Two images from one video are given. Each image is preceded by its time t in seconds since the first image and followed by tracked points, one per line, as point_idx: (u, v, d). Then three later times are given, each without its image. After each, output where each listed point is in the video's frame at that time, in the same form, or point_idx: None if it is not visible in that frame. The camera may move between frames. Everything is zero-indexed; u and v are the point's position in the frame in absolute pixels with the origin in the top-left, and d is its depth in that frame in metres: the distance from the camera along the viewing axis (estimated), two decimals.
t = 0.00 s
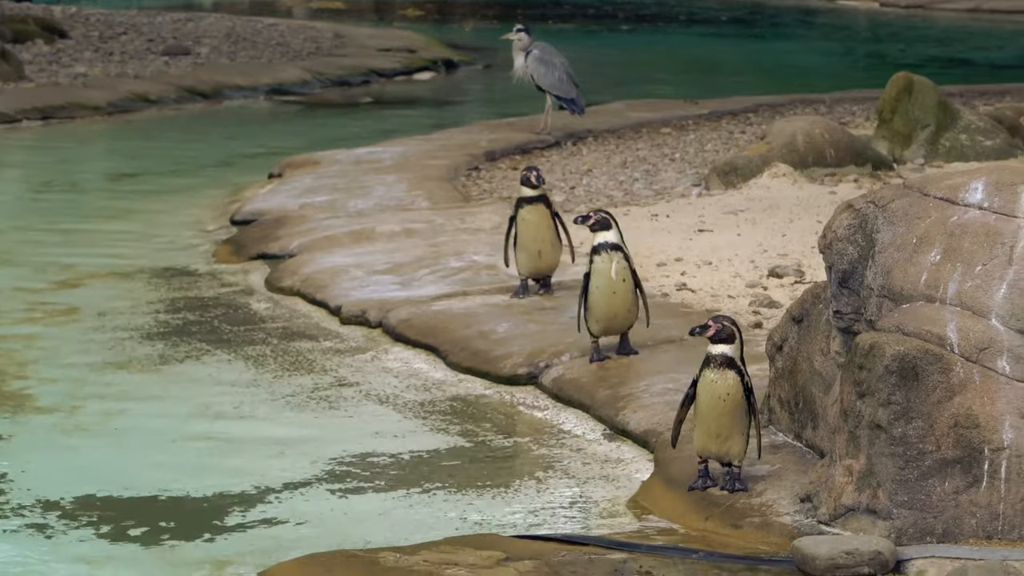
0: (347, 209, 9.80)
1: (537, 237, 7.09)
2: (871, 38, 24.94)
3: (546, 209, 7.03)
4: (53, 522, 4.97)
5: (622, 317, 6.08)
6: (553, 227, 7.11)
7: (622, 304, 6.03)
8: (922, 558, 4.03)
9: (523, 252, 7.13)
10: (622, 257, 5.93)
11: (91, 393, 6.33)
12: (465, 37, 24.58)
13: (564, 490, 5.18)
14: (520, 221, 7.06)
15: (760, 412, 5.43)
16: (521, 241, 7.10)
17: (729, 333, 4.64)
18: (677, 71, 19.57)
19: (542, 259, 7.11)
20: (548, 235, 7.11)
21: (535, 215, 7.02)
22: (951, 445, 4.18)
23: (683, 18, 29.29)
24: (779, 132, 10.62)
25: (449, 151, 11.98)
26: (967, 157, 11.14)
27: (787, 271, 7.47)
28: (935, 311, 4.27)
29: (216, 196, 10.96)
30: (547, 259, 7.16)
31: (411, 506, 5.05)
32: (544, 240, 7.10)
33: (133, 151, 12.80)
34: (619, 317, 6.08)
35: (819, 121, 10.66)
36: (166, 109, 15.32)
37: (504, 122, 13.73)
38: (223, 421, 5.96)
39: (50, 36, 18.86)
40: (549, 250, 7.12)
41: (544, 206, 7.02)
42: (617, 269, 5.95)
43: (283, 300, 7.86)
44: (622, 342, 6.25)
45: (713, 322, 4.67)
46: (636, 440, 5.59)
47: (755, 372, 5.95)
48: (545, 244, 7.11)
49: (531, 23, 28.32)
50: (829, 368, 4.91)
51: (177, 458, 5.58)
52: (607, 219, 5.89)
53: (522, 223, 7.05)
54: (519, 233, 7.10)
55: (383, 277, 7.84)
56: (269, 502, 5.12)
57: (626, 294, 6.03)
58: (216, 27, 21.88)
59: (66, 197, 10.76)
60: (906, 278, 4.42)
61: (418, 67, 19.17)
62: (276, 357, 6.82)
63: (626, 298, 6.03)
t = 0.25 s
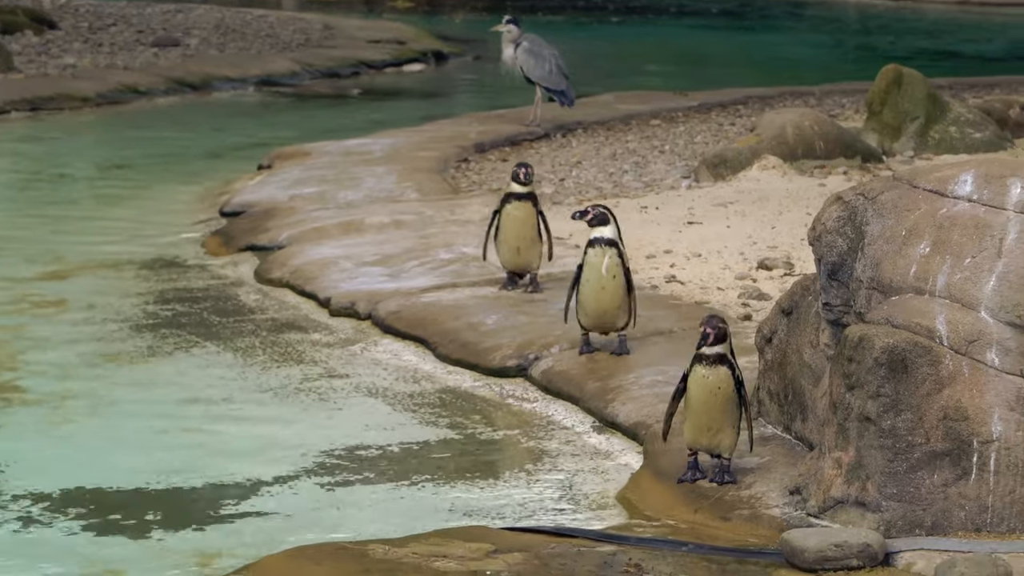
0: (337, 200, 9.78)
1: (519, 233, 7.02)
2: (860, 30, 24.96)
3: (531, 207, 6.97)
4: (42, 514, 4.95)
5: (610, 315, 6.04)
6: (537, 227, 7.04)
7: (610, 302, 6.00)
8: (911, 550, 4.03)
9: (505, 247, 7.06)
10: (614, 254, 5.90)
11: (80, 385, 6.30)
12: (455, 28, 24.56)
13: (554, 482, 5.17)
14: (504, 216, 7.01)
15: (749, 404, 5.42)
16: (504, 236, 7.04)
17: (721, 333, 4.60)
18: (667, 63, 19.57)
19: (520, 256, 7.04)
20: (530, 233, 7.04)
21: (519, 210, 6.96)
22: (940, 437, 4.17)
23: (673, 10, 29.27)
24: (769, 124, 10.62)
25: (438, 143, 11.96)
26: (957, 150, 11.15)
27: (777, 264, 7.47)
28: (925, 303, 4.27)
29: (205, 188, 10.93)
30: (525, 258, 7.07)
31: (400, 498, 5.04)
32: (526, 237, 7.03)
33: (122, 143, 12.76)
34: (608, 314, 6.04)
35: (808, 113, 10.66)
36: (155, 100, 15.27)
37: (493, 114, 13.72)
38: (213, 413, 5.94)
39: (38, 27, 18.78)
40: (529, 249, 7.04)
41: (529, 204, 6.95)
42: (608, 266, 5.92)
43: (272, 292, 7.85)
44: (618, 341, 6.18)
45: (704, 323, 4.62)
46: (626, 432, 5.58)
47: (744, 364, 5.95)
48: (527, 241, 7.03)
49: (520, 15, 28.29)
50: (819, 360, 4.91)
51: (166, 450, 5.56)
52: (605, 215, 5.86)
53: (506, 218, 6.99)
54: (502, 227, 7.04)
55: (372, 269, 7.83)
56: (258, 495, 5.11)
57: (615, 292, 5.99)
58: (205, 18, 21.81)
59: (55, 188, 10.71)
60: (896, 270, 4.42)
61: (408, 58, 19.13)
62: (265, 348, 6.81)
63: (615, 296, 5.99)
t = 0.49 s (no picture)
0: (326, 192, 9.76)
1: (510, 228, 7.00)
2: (850, 22, 24.97)
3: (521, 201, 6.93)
4: (31, 505, 4.94)
5: (613, 308, 6.03)
6: (529, 219, 7.01)
7: (616, 295, 5.98)
8: (900, 541, 4.03)
9: (497, 240, 7.06)
10: (623, 250, 5.86)
11: (70, 376, 6.29)
12: (445, 20, 24.52)
13: (543, 474, 5.17)
14: (494, 210, 6.99)
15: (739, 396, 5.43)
16: (496, 230, 7.03)
17: (719, 339, 4.58)
18: (657, 55, 19.56)
19: (513, 250, 7.03)
20: (522, 227, 7.01)
21: (508, 205, 6.93)
22: (929, 429, 4.17)
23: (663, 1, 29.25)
24: (759, 116, 10.61)
25: (428, 134, 11.95)
26: (946, 141, 11.16)
27: (766, 255, 7.47)
28: (914, 295, 4.27)
29: (195, 180, 10.90)
30: (519, 251, 7.06)
31: (389, 490, 5.03)
32: (518, 231, 7.01)
33: (112, 134, 12.72)
34: (612, 307, 6.03)
35: (798, 105, 10.65)
36: (145, 92, 15.23)
37: (483, 106, 13.70)
38: (202, 404, 5.93)
39: (27, 18, 18.72)
40: (521, 242, 7.02)
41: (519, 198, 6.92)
42: (617, 262, 5.89)
43: (262, 283, 7.83)
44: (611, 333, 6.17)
45: (700, 332, 4.59)
46: (615, 423, 5.58)
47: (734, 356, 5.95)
48: (519, 235, 7.01)
49: (510, 6, 28.26)
50: (808, 352, 4.91)
51: (155, 441, 5.55)
52: (612, 211, 5.81)
53: (497, 212, 6.97)
54: (493, 221, 7.02)
55: (362, 261, 7.81)
56: (247, 486, 5.09)
57: (621, 286, 5.97)
58: (195, 9, 21.75)
59: (44, 180, 10.68)
60: (886, 262, 4.42)
61: (398, 50, 19.08)
62: (255, 340, 6.79)
63: (621, 290, 5.97)
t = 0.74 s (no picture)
0: (317, 181, 9.75)
1: (487, 220, 7.00)
2: (841, 11, 24.96)
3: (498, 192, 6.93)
4: (23, 494, 4.93)
5: (607, 298, 6.01)
6: (507, 211, 6.99)
7: (607, 284, 5.97)
8: (891, 530, 4.04)
9: (477, 233, 7.05)
10: (606, 239, 5.88)
11: (61, 365, 6.27)
12: (436, 10, 24.46)
13: (534, 462, 5.17)
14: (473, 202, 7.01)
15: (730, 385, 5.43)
16: (475, 223, 7.03)
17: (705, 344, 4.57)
18: (648, 44, 19.54)
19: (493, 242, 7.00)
20: (500, 219, 6.99)
21: (485, 196, 6.93)
22: (920, 418, 4.17)
23: None
24: (750, 105, 10.60)
25: (419, 123, 11.93)
26: (937, 131, 11.17)
27: (758, 244, 7.47)
28: (906, 284, 4.28)
29: (186, 169, 10.88)
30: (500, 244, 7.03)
31: (381, 479, 5.03)
32: (496, 223, 6.99)
33: (102, 124, 12.68)
34: (605, 298, 6.01)
35: (789, 94, 10.65)
36: (135, 82, 15.18)
37: (474, 95, 13.68)
38: (193, 393, 5.92)
39: (18, 8, 18.65)
40: (500, 235, 6.99)
41: (496, 188, 6.92)
42: (602, 251, 5.90)
43: (253, 273, 7.82)
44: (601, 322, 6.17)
45: (688, 342, 4.56)
46: (606, 412, 5.59)
47: (725, 345, 5.95)
48: (497, 227, 6.98)
49: None
50: (800, 341, 4.92)
51: (146, 430, 5.54)
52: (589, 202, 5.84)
53: (474, 204, 6.98)
54: (472, 214, 7.03)
55: (353, 250, 7.80)
56: (239, 475, 5.09)
57: (610, 275, 5.97)
58: None
59: (35, 169, 10.65)
60: (876, 251, 4.42)
61: (389, 39, 19.02)
62: (245, 328, 6.78)
63: (611, 278, 5.97)
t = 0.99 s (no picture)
0: (308, 166, 9.73)
1: (475, 208, 6.96)
2: None
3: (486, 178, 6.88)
4: (14, 480, 4.91)
5: (599, 289, 5.92)
6: (495, 199, 6.94)
7: (599, 277, 5.87)
8: (881, 515, 4.04)
9: (466, 221, 7.01)
10: (603, 232, 5.76)
11: (52, 351, 6.25)
12: None
13: (526, 448, 5.16)
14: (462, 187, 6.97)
15: (721, 370, 5.43)
16: (464, 210, 7.00)
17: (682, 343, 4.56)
18: (640, 29, 19.51)
19: (479, 230, 6.95)
20: (488, 206, 6.95)
21: (473, 182, 6.89)
22: (911, 403, 4.17)
23: None
24: (741, 90, 10.58)
25: (410, 108, 11.90)
26: (929, 116, 11.16)
27: (749, 230, 7.46)
28: (897, 269, 4.27)
29: (176, 154, 10.85)
30: (488, 231, 6.98)
31: (372, 465, 5.02)
32: (484, 210, 6.95)
33: (93, 109, 12.64)
34: (596, 289, 5.92)
35: (780, 79, 10.63)
36: (126, 67, 15.13)
37: (465, 80, 13.65)
38: (185, 379, 5.91)
39: None
40: (487, 223, 6.95)
41: (484, 175, 6.88)
42: (596, 245, 5.78)
43: (244, 258, 7.80)
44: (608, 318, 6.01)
45: (668, 338, 4.56)
46: (598, 397, 5.58)
47: (716, 331, 5.95)
48: (484, 215, 6.94)
49: None
50: (791, 326, 4.92)
51: (138, 416, 5.52)
52: (593, 195, 5.70)
53: (463, 191, 6.94)
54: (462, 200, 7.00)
55: (344, 235, 7.79)
56: (230, 461, 5.07)
57: (603, 268, 5.86)
58: None
59: (26, 155, 10.62)
60: (868, 236, 4.42)
61: (380, 24, 18.91)
62: (236, 314, 6.77)
63: (604, 272, 5.87)
